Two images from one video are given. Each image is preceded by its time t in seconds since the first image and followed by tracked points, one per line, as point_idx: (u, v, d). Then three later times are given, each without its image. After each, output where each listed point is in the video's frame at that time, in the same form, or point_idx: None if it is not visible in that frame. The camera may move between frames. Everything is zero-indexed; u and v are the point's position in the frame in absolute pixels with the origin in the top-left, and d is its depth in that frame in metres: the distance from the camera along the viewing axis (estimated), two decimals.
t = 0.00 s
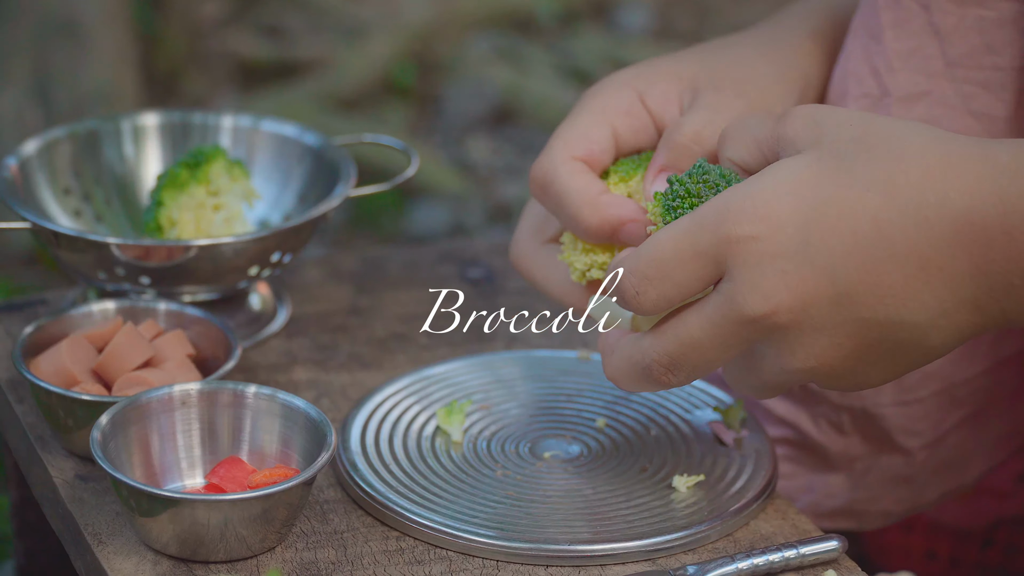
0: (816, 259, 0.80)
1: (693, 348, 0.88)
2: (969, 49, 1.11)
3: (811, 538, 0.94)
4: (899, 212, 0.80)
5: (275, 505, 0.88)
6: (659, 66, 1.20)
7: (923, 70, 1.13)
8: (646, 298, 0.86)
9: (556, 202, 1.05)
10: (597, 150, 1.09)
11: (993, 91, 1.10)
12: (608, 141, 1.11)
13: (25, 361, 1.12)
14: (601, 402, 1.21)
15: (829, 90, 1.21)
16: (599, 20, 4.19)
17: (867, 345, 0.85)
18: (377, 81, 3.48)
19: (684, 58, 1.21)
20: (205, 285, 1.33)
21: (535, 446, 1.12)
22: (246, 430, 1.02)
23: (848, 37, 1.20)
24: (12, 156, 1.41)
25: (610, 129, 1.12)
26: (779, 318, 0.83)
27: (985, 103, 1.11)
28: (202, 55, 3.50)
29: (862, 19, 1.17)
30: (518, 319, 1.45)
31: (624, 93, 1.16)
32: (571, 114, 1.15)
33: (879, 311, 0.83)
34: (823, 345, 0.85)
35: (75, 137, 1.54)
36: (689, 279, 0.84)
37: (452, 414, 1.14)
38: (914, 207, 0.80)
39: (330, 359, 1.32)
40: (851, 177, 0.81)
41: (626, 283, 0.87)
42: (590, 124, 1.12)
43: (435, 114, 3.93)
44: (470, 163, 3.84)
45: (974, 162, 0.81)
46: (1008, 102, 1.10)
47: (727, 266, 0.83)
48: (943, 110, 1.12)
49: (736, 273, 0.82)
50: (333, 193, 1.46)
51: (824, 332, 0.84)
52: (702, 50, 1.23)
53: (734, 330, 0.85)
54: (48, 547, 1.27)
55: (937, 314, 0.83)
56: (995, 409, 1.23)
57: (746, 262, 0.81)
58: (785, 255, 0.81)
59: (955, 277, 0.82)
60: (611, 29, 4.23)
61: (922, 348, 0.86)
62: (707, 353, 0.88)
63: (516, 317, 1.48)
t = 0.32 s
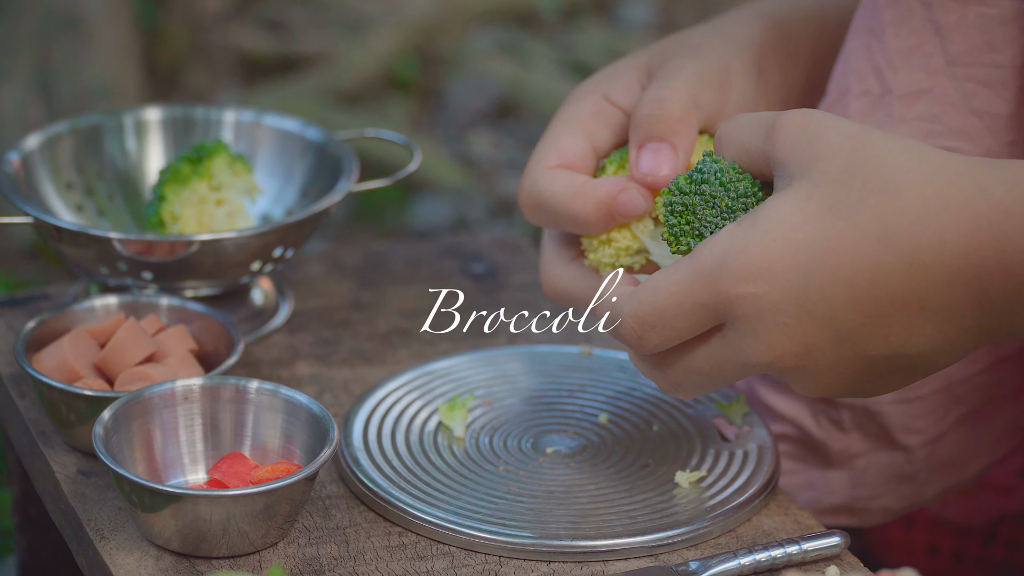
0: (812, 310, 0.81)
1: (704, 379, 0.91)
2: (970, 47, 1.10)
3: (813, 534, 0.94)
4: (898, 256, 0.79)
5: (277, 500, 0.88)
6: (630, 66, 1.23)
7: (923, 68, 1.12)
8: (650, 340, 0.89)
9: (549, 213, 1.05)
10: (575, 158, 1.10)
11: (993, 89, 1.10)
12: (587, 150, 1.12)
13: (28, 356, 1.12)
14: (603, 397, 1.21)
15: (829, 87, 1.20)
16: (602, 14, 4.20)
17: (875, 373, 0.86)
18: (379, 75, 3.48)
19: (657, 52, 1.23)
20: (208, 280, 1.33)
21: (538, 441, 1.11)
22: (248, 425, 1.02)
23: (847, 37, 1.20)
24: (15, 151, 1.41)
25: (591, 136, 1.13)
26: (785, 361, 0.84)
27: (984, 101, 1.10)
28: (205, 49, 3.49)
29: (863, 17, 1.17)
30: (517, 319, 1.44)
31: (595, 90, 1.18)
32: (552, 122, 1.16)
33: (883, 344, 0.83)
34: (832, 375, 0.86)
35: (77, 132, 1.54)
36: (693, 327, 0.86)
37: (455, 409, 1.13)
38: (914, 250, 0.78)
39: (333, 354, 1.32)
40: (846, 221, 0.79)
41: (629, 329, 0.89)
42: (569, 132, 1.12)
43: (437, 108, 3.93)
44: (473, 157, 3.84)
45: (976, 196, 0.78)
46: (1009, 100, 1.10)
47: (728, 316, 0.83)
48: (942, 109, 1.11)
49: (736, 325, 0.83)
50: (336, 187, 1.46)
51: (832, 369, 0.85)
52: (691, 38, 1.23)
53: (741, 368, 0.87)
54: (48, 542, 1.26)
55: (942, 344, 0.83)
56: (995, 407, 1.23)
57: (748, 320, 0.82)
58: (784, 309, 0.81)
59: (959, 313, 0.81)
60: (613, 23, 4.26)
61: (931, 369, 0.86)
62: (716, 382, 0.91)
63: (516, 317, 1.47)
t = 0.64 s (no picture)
0: (785, 284, 0.84)
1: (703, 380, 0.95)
2: (985, 54, 1.10)
3: (814, 535, 0.94)
4: (866, 224, 0.82)
5: (278, 500, 0.87)
6: (635, 104, 1.24)
7: (937, 75, 1.12)
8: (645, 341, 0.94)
9: (547, 263, 1.10)
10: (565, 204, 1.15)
11: (1008, 96, 1.10)
12: (579, 197, 1.16)
13: (29, 355, 1.12)
14: (603, 397, 1.21)
15: (843, 98, 1.21)
16: (603, 15, 4.21)
17: (858, 355, 0.86)
18: (381, 74, 3.49)
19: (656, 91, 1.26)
20: (209, 279, 1.33)
21: (539, 441, 1.12)
22: (249, 424, 1.02)
23: (862, 44, 1.21)
24: (16, 150, 1.41)
25: (583, 186, 1.17)
26: (765, 348, 0.86)
27: (999, 109, 1.11)
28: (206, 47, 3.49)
29: (876, 26, 1.19)
30: (517, 318, 1.44)
31: (589, 136, 1.22)
32: (548, 168, 1.21)
33: (861, 317, 0.84)
34: (818, 363, 0.87)
35: (79, 131, 1.54)
36: (678, 322, 0.91)
37: (456, 408, 1.14)
38: (881, 216, 0.82)
39: (335, 354, 1.32)
40: (812, 200, 0.84)
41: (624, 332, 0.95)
42: (561, 180, 1.18)
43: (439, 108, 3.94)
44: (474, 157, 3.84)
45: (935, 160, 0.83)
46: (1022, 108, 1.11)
47: (709, 308, 0.87)
48: (957, 115, 1.12)
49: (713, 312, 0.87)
50: (337, 187, 1.46)
51: (813, 347, 0.86)
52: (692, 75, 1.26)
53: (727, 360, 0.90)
54: (48, 542, 1.27)
55: (921, 317, 0.84)
56: (1008, 414, 1.23)
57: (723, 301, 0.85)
58: (758, 285, 0.84)
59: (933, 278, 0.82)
60: (614, 22, 4.29)
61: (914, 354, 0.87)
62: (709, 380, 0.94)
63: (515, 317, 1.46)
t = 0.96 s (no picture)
0: (721, 225, 0.83)
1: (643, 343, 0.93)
2: (984, 59, 1.11)
3: (813, 538, 0.94)
4: (805, 178, 0.82)
5: (278, 503, 0.88)
6: (586, 132, 1.24)
7: (937, 79, 1.14)
8: (580, 288, 0.95)
9: (513, 313, 1.09)
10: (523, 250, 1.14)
11: (1006, 100, 1.10)
12: (537, 240, 1.15)
13: (29, 359, 1.12)
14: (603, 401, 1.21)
15: (839, 97, 1.23)
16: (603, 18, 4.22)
17: (784, 315, 0.82)
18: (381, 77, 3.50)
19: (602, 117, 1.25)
20: (209, 283, 1.33)
21: (538, 444, 1.12)
22: (249, 428, 1.02)
23: (858, 44, 1.23)
24: (16, 154, 1.42)
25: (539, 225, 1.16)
26: (691, 286, 0.83)
27: (997, 113, 1.11)
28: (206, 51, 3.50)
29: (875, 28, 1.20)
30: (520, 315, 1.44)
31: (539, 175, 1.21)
32: (503, 216, 1.19)
33: (790, 268, 0.81)
34: (743, 315, 0.83)
35: (79, 135, 1.54)
36: (619, 275, 0.91)
37: (455, 411, 1.14)
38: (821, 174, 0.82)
39: (334, 357, 1.32)
40: (757, 165, 0.85)
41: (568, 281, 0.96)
42: (517, 227, 1.16)
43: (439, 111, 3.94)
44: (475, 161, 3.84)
45: (887, 136, 0.83)
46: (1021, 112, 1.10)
47: (642, 247, 0.88)
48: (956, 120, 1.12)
49: (648, 248, 0.87)
50: (336, 190, 1.46)
51: (736, 294, 0.83)
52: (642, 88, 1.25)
53: (656, 304, 0.88)
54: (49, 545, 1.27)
55: (855, 281, 0.80)
56: (1008, 417, 1.24)
57: (658, 239, 0.86)
58: (690, 227, 0.84)
59: (870, 236, 0.80)
60: (615, 25, 4.33)
61: (842, 329, 0.81)
62: (644, 339, 0.92)
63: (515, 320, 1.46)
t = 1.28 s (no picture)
0: (699, 195, 0.78)
1: (616, 335, 0.85)
2: (974, 68, 1.12)
3: (812, 544, 0.94)
4: (789, 159, 0.78)
5: (276, 509, 0.88)
6: (576, 128, 1.22)
7: (928, 88, 1.14)
8: (565, 284, 0.89)
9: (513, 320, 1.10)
10: (521, 256, 1.12)
11: (995, 110, 1.11)
12: (534, 246, 1.14)
13: (27, 364, 1.12)
14: (615, 403, 1.21)
15: (830, 104, 1.26)
16: (603, 25, 4.21)
17: (753, 287, 0.74)
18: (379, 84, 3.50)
19: (596, 112, 1.23)
20: (207, 288, 1.33)
21: (547, 446, 1.12)
22: (247, 434, 1.02)
23: (850, 51, 1.25)
24: (15, 160, 1.42)
25: (533, 229, 1.15)
26: (664, 250, 0.77)
27: (987, 122, 1.11)
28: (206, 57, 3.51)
29: (868, 34, 1.21)
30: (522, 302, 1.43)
31: (532, 176, 1.19)
32: (498, 220, 1.17)
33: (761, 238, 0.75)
34: (714, 284, 0.75)
35: (77, 141, 1.55)
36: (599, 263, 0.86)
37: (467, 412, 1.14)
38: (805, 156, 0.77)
39: (333, 363, 1.33)
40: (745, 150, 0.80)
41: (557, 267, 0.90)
42: (515, 233, 1.14)
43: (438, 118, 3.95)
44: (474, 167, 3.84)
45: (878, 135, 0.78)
46: (1011, 121, 1.10)
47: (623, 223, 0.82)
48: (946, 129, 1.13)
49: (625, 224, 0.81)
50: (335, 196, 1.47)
51: (705, 265, 0.76)
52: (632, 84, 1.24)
53: (627, 279, 0.81)
54: (47, 550, 1.27)
55: (828, 258, 0.74)
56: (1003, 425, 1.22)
57: (635, 213, 0.81)
58: (668, 203, 0.79)
59: (849, 214, 0.74)
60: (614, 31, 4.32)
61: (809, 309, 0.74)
62: (618, 330, 0.84)
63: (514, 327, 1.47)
